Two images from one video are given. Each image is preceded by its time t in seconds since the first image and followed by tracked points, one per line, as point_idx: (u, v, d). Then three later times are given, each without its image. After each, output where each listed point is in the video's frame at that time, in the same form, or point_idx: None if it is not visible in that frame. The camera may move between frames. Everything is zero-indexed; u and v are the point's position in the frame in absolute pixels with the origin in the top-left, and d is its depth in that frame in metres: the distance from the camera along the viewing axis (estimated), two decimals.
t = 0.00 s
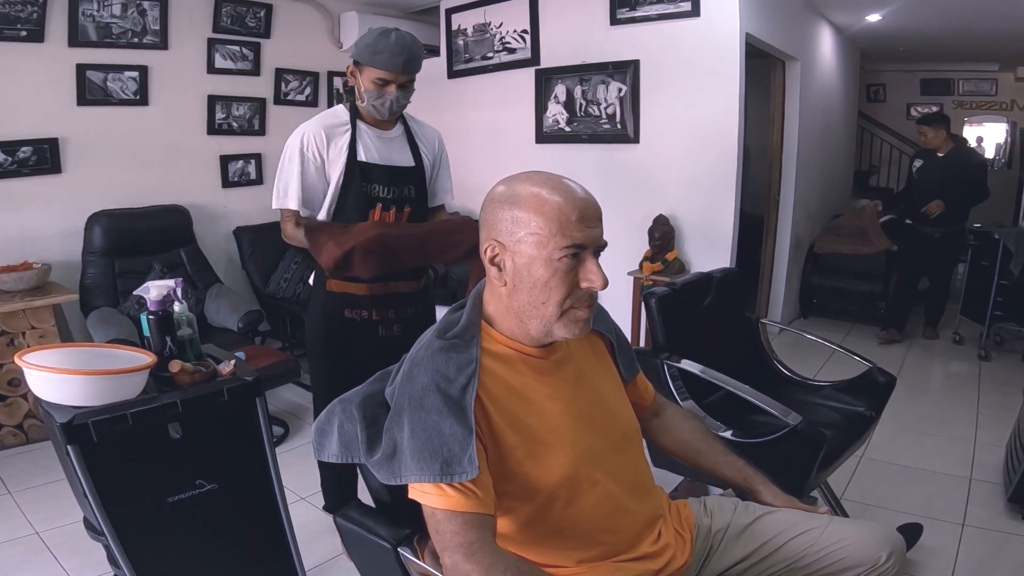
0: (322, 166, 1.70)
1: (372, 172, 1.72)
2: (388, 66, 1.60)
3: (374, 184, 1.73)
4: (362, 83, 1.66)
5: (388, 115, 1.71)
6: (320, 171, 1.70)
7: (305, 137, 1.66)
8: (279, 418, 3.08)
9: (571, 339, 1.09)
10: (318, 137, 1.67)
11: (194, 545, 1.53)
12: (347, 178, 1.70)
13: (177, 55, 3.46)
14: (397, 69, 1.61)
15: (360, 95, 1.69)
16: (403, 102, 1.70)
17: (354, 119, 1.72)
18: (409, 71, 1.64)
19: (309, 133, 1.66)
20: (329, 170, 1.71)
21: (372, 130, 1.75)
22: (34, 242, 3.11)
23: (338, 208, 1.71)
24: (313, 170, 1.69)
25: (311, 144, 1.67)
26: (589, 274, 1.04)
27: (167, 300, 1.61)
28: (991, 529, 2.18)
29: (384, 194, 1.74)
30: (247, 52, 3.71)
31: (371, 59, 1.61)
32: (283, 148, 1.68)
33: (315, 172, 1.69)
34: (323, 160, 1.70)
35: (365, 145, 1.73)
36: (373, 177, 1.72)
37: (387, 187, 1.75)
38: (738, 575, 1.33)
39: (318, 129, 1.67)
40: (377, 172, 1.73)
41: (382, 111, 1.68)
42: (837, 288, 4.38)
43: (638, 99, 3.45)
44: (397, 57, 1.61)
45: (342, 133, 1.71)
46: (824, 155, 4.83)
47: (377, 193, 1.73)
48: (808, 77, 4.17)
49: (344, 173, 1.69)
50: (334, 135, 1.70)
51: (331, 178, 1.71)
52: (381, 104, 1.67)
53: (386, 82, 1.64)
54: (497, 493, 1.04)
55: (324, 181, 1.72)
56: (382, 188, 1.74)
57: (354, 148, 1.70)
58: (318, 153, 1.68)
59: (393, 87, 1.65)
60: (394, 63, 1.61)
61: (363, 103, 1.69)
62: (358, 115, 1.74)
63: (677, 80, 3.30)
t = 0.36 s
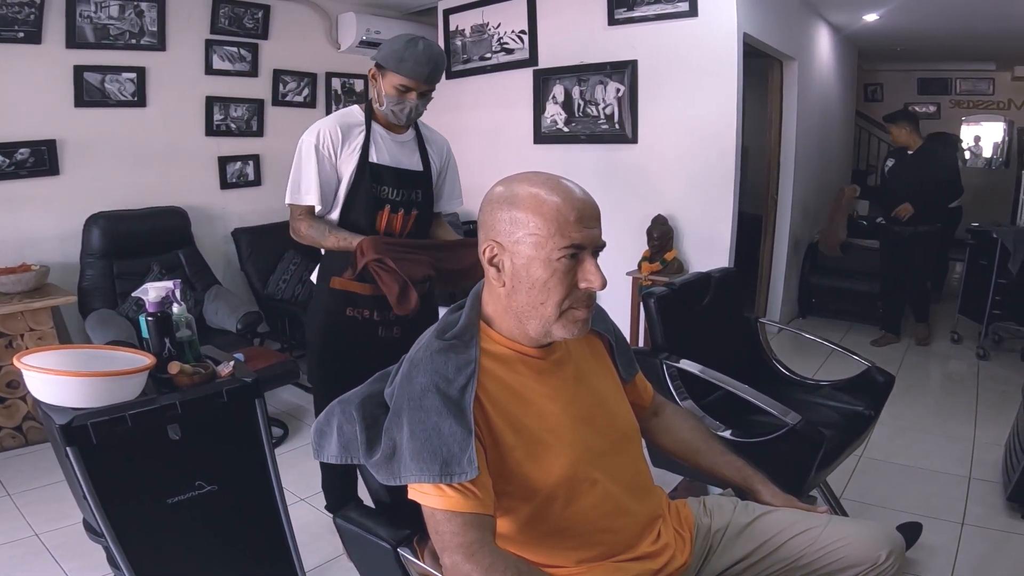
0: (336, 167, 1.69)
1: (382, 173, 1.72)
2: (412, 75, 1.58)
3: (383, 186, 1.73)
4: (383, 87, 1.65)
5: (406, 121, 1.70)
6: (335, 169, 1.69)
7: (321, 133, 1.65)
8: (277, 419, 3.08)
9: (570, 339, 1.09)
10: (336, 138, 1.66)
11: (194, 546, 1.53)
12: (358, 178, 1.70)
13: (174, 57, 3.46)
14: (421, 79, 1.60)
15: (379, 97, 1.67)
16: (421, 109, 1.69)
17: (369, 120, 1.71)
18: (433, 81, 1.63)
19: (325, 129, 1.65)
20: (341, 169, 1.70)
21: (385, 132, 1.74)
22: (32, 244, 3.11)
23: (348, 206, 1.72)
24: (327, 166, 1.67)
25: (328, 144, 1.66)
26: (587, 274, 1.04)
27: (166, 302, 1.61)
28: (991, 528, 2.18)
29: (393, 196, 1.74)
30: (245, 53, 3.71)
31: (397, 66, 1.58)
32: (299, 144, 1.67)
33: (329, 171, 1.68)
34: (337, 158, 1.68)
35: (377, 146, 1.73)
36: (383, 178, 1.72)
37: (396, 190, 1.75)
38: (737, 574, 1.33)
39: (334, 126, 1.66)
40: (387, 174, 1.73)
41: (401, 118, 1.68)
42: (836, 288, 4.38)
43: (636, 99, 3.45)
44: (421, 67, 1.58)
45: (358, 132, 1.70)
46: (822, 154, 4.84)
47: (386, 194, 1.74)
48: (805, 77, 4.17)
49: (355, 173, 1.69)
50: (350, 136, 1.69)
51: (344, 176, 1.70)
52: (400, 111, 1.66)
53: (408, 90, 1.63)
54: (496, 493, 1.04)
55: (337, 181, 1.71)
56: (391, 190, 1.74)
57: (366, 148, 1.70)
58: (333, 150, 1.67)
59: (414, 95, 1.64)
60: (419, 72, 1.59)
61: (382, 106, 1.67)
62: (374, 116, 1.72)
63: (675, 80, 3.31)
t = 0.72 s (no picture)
0: (339, 167, 1.68)
1: (388, 175, 1.72)
2: (419, 75, 1.58)
3: (389, 188, 1.72)
4: (389, 88, 1.64)
5: (410, 122, 1.70)
6: (337, 169, 1.68)
7: (324, 133, 1.64)
8: (276, 420, 3.08)
9: (568, 339, 1.09)
10: (340, 138, 1.65)
11: (194, 548, 1.53)
12: (363, 181, 1.69)
13: (172, 58, 3.45)
14: (428, 80, 1.60)
15: (384, 99, 1.67)
16: (427, 111, 1.69)
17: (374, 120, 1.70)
18: (439, 83, 1.63)
19: (329, 130, 1.64)
20: (344, 169, 1.69)
21: (389, 132, 1.74)
22: (31, 246, 3.11)
23: (352, 208, 1.70)
24: (329, 167, 1.66)
25: (331, 143, 1.65)
26: (585, 275, 1.04)
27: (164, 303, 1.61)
28: (990, 527, 2.18)
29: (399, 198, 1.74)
30: (243, 54, 3.71)
31: (404, 66, 1.58)
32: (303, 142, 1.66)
33: (331, 171, 1.67)
34: (341, 159, 1.68)
35: (382, 148, 1.72)
36: (388, 180, 1.72)
37: (401, 192, 1.74)
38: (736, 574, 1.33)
39: (337, 127, 1.65)
40: (392, 175, 1.72)
41: (405, 118, 1.68)
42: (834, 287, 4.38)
43: (634, 99, 3.46)
44: (429, 68, 1.59)
45: (362, 134, 1.69)
46: (820, 154, 4.84)
47: (392, 196, 1.73)
48: (803, 77, 4.18)
49: (360, 174, 1.68)
50: (354, 136, 1.68)
51: (347, 177, 1.69)
52: (405, 112, 1.66)
53: (415, 91, 1.63)
54: (495, 494, 1.05)
55: (339, 181, 1.70)
56: (396, 192, 1.74)
57: (371, 150, 1.69)
58: (336, 151, 1.66)
59: (420, 96, 1.64)
60: (426, 73, 1.59)
61: (387, 107, 1.67)
62: (378, 116, 1.72)
63: (674, 80, 3.31)
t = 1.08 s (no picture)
0: (325, 174, 1.67)
1: (379, 181, 1.71)
2: (403, 75, 1.56)
3: (381, 195, 1.71)
4: (373, 88, 1.63)
5: (398, 122, 1.70)
6: (324, 177, 1.67)
7: (308, 140, 1.63)
8: (275, 421, 3.08)
9: (566, 340, 1.09)
10: (322, 145, 1.64)
11: (192, 549, 1.53)
12: (354, 189, 1.68)
13: (170, 59, 3.45)
14: (414, 79, 1.57)
15: (370, 101, 1.66)
16: (415, 111, 1.68)
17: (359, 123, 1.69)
18: (426, 81, 1.61)
19: (312, 137, 1.63)
20: (331, 177, 1.67)
21: (376, 135, 1.72)
22: (29, 247, 3.11)
23: (343, 218, 1.69)
24: (315, 175, 1.65)
25: (314, 151, 1.64)
26: (583, 276, 1.04)
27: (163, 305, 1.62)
28: (989, 526, 2.19)
29: (392, 204, 1.73)
30: (240, 55, 3.71)
31: (388, 66, 1.56)
32: (285, 153, 1.65)
33: (318, 180, 1.65)
34: (326, 166, 1.66)
35: (370, 153, 1.71)
36: (380, 187, 1.71)
37: (394, 198, 1.73)
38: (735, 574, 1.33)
39: (321, 132, 1.64)
40: (384, 181, 1.71)
41: (391, 118, 1.67)
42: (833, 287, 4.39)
43: (632, 100, 3.46)
44: (414, 66, 1.56)
45: (348, 138, 1.68)
46: (818, 153, 4.85)
47: (384, 203, 1.72)
48: (801, 77, 4.18)
49: (348, 183, 1.67)
50: (338, 142, 1.67)
51: (335, 186, 1.68)
52: (392, 112, 1.66)
53: (400, 92, 1.62)
54: (495, 494, 1.05)
55: (327, 190, 1.68)
56: (388, 198, 1.73)
57: (360, 156, 1.68)
58: (320, 157, 1.65)
59: (406, 96, 1.63)
60: (411, 72, 1.57)
61: (373, 109, 1.67)
62: (364, 119, 1.70)
63: (671, 80, 3.31)
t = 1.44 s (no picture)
0: (312, 181, 1.66)
1: (370, 185, 1.70)
2: (418, 63, 1.60)
3: (373, 200, 1.70)
4: (388, 86, 1.61)
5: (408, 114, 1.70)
6: (311, 183, 1.66)
7: (291, 147, 1.61)
8: (275, 422, 3.08)
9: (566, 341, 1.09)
10: (307, 152, 1.63)
11: (192, 550, 1.53)
12: (345, 196, 1.66)
13: (169, 59, 3.45)
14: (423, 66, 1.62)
15: (380, 100, 1.64)
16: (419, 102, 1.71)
17: (344, 124, 1.68)
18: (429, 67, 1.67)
19: (296, 144, 1.61)
20: (318, 183, 1.67)
21: (362, 135, 1.71)
22: (28, 248, 3.10)
23: (335, 226, 1.67)
24: (300, 182, 1.64)
25: (299, 159, 1.62)
26: (583, 276, 1.04)
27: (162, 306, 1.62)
28: (988, 526, 2.19)
29: (384, 207, 1.72)
30: (240, 55, 3.70)
31: (404, 59, 1.58)
32: (269, 162, 1.64)
33: (305, 188, 1.65)
34: (312, 173, 1.66)
35: (358, 155, 1.69)
36: (371, 190, 1.69)
37: (386, 201, 1.72)
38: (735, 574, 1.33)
39: (303, 138, 1.62)
40: (375, 185, 1.70)
41: (410, 109, 1.68)
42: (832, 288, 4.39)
43: (632, 101, 3.46)
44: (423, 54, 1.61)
45: (333, 142, 1.67)
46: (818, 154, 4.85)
47: (377, 207, 1.71)
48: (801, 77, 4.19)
49: (339, 189, 1.66)
50: (324, 147, 1.66)
51: (323, 192, 1.68)
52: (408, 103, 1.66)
53: (414, 81, 1.64)
54: (495, 495, 1.05)
55: (314, 196, 1.68)
56: (381, 202, 1.72)
57: (348, 159, 1.67)
58: (304, 164, 1.63)
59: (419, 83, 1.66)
60: (421, 59, 1.61)
61: (392, 106, 1.65)
62: (348, 120, 1.70)
63: (670, 80, 3.31)
